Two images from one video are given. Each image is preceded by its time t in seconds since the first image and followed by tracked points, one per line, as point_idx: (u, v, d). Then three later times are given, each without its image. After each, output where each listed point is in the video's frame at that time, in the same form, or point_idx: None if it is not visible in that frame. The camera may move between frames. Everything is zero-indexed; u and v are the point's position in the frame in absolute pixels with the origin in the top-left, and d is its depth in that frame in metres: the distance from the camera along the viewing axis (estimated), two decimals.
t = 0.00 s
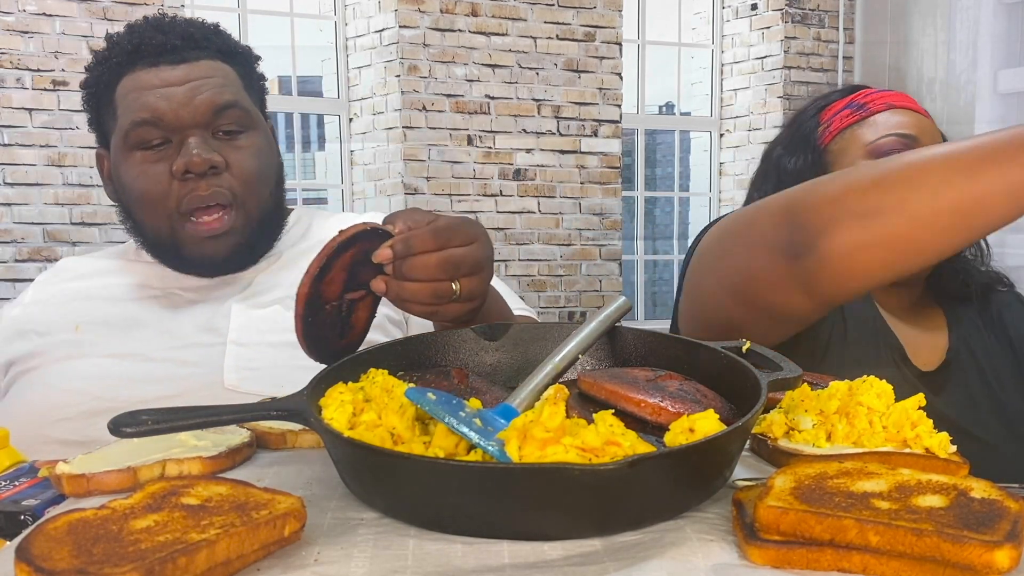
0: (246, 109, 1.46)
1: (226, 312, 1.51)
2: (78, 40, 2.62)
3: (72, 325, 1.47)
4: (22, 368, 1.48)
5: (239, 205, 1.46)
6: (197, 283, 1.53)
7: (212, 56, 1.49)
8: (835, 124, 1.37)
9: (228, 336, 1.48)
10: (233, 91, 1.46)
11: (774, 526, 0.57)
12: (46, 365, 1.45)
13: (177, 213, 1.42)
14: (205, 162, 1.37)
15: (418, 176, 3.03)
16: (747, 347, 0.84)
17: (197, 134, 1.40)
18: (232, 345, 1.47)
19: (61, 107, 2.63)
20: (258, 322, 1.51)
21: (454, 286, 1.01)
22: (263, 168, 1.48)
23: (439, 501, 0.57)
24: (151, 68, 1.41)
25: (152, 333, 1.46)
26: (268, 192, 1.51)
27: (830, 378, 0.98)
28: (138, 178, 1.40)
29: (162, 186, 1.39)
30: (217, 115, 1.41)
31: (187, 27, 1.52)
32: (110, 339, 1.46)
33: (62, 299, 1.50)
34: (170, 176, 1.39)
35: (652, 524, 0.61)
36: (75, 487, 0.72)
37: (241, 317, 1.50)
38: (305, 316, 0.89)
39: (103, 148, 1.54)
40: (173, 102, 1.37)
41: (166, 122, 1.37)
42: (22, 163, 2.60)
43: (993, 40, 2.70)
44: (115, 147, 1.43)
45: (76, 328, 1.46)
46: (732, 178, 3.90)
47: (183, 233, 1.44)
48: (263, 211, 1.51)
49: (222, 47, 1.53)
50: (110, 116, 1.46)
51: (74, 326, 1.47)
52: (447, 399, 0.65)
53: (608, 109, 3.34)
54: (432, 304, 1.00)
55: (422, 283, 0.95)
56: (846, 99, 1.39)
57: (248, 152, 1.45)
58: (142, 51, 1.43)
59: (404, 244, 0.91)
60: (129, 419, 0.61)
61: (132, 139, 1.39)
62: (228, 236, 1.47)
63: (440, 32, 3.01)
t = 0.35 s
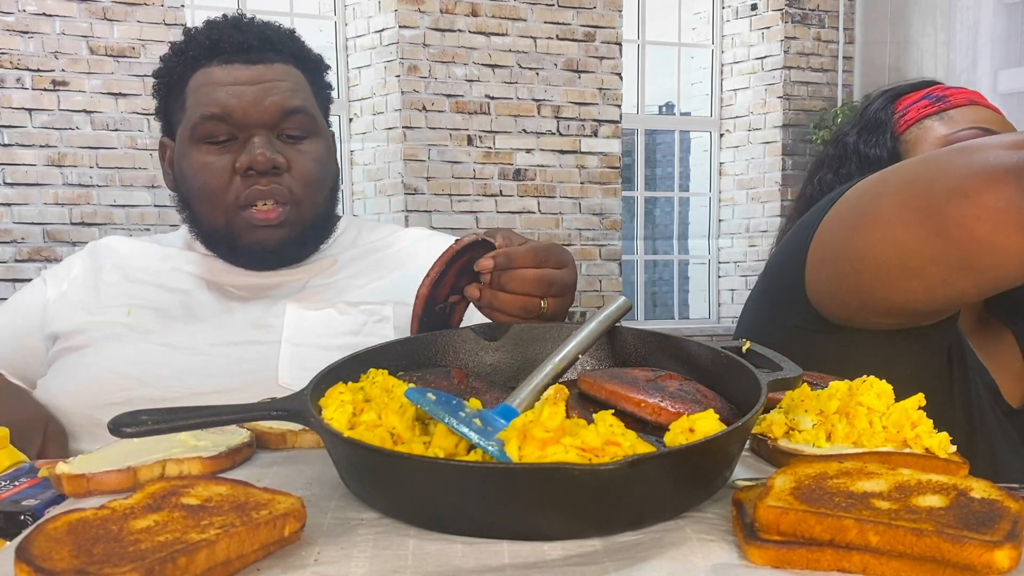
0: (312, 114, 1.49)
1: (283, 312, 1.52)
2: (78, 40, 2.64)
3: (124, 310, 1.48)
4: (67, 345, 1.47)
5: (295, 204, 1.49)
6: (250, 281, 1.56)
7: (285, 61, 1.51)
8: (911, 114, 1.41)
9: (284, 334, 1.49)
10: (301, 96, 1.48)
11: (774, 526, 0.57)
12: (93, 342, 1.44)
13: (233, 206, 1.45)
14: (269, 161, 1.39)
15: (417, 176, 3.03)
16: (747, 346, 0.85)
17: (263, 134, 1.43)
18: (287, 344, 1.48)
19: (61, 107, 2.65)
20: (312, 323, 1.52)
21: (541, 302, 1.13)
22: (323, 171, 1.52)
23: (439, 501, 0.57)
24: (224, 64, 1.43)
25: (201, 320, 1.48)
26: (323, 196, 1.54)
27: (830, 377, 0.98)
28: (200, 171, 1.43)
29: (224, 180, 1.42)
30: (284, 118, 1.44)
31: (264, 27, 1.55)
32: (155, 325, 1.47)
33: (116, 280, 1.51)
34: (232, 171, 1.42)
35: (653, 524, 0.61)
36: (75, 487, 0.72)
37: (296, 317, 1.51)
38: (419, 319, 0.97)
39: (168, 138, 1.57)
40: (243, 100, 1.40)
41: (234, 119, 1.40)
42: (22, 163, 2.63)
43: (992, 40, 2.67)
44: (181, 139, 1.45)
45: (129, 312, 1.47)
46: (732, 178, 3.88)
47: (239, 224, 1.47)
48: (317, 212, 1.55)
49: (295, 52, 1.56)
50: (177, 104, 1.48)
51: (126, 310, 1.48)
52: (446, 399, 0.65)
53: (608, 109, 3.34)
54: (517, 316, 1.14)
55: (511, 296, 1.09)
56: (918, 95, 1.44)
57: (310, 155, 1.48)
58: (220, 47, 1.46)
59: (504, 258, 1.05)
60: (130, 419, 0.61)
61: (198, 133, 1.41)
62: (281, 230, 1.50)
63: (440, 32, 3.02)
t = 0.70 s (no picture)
0: (336, 113, 1.47)
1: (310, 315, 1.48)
2: (78, 40, 2.64)
3: (171, 292, 1.46)
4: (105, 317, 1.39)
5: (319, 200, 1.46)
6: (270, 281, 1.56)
7: (312, 58, 1.50)
8: (957, 114, 1.38)
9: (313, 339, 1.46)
10: (327, 95, 1.47)
11: (774, 526, 0.57)
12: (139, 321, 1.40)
13: (253, 198, 1.41)
14: (291, 155, 1.37)
15: (418, 176, 3.03)
16: (747, 346, 0.85)
17: (286, 129, 1.40)
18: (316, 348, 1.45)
19: (61, 107, 2.65)
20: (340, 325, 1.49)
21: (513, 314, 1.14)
22: (346, 170, 1.48)
23: (439, 501, 0.57)
24: (252, 59, 1.42)
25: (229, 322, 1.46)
26: (345, 196, 1.51)
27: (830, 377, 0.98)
28: (220, 163, 1.40)
29: (244, 172, 1.39)
30: (308, 114, 1.41)
31: (293, 26, 1.55)
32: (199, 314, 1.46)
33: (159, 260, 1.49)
34: (253, 164, 1.39)
35: (653, 524, 0.61)
36: (75, 487, 0.72)
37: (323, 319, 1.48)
38: (385, 338, 0.94)
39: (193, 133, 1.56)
40: (268, 95, 1.38)
41: (258, 112, 1.38)
42: (22, 163, 2.63)
43: (993, 39, 2.68)
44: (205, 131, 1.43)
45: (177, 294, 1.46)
46: (732, 178, 3.88)
47: (257, 218, 1.43)
48: (339, 211, 1.52)
49: (322, 51, 1.55)
50: (206, 96, 1.47)
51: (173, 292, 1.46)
52: (445, 399, 0.65)
53: (608, 109, 3.34)
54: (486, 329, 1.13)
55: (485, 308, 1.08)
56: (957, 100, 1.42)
57: (334, 153, 1.46)
58: (249, 42, 1.46)
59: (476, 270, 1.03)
60: (129, 419, 0.62)
61: (221, 125, 1.39)
62: (302, 227, 1.46)
63: (440, 32, 3.02)
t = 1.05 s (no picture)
0: (336, 111, 1.47)
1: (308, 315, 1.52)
2: (78, 40, 2.64)
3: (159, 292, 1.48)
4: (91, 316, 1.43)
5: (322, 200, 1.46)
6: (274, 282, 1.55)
7: (311, 56, 1.51)
8: (933, 114, 1.37)
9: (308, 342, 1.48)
10: (326, 94, 1.47)
11: (774, 526, 0.57)
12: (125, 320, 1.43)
13: (256, 203, 1.40)
14: (291, 156, 1.36)
15: (418, 176, 3.03)
16: (747, 346, 0.84)
17: (286, 128, 1.40)
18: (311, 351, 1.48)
19: (61, 107, 2.65)
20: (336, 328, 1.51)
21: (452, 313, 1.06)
22: (349, 169, 1.47)
23: (440, 502, 0.57)
24: (249, 59, 1.43)
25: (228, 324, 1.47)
26: (348, 195, 1.50)
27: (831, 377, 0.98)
28: (222, 166, 1.39)
29: (246, 175, 1.38)
30: (308, 113, 1.42)
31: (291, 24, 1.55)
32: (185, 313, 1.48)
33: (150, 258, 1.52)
34: (254, 167, 1.38)
35: (652, 524, 0.61)
36: (74, 487, 0.72)
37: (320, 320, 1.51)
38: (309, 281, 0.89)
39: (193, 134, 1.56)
40: (267, 95, 1.38)
41: (258, 113, 1.38)
42: (22, 163, 2.63)
43: (993, 39, 2.68)
44: (205, 133, 1.42)
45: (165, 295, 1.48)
46: (731, 178, 3.88)
47: (262, 222, 1.43)
48: (342, 210, 1.51)
49: (321, 50, 1.56)
50: (205, 97, 1.47)
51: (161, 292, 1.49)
52: (446, 399, 0.65)
53: (609, 109, 3.34)
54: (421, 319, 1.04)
55: (421, 295, 1.02)
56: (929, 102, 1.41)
57: (335, 151, 1.45)
58: (245, 41, 1.46)
59: (422, 251, 1.00)
60: (129, 419, 0.62)
61: (221, 127, 1.39)
62: (308, 229, 1.46)
63: (440, 32, 3.02)
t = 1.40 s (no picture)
0: (318, 112, 1.46)
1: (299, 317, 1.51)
2: (78, 40, 2.64)
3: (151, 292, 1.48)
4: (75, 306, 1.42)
5: (308, 202, 1.47)
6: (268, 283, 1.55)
7: (293, 57, 1.50)
8: (964, 118, 1.36)
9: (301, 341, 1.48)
10: (307, 96, 1.46)
11: (773, 526, 0.57)
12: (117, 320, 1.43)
13: (242, 209, 1.41)
14: (274, 162, 1.36)
15: (418, 176, 3.03)
16: (747, 346, 0.84)
17: (268, 133, 1.40)
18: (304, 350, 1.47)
19: (61, 107, 2.65)
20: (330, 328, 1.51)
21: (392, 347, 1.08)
22: (333, 169, 1.48)
23: (439, 501, 0.57)
24: (229, 64, 1.42)
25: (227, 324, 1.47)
26: (335, 195, 1.52)
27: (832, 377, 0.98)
28: (207, 173, 1.40)
29: (230, 182, 1.39)
30: (290, 117, 1.41)
31: (271, 25, 1.54)
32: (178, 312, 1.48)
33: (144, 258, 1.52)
34: (239, 174, 1.38)
35: (652, 524, 0.61)
36: (74, 488, 0.72)
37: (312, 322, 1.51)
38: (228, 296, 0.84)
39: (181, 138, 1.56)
40: (247, 100, 1.38)
41: (238, 120, 1.38)
42: (22, 163, 2.63)
43: (993, 39, 2.68)
44: (189, 141, 1.43)
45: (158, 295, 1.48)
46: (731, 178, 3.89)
47: (249, 227, 1.43)
48: (329, 210, 1.52)
49: (302, 49, 1.55)
50: (187, 106, 1.47)
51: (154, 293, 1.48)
52: (446, 399, 0.65)
53: (608, 109, 3.34)
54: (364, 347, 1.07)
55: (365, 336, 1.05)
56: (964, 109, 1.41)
57: (319, 152, 1.45)
58: (224, 46, 1.46)
59: (369, 295, 1.01)
60: (129, 419, 0.62)
61: (205, 135, 1.39)
62: (295, 229, 1.47)
63: (440, 32, 3.02)
